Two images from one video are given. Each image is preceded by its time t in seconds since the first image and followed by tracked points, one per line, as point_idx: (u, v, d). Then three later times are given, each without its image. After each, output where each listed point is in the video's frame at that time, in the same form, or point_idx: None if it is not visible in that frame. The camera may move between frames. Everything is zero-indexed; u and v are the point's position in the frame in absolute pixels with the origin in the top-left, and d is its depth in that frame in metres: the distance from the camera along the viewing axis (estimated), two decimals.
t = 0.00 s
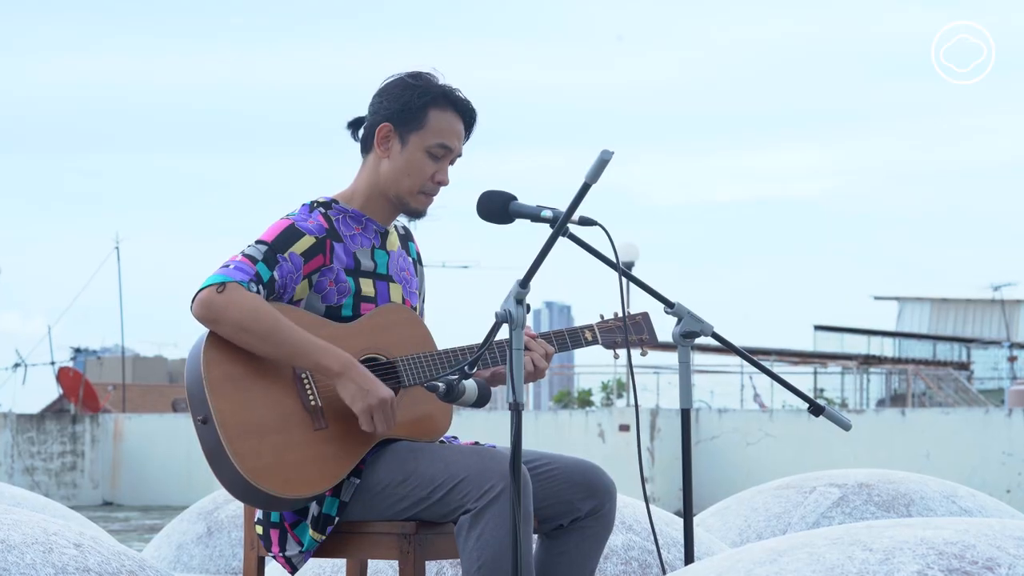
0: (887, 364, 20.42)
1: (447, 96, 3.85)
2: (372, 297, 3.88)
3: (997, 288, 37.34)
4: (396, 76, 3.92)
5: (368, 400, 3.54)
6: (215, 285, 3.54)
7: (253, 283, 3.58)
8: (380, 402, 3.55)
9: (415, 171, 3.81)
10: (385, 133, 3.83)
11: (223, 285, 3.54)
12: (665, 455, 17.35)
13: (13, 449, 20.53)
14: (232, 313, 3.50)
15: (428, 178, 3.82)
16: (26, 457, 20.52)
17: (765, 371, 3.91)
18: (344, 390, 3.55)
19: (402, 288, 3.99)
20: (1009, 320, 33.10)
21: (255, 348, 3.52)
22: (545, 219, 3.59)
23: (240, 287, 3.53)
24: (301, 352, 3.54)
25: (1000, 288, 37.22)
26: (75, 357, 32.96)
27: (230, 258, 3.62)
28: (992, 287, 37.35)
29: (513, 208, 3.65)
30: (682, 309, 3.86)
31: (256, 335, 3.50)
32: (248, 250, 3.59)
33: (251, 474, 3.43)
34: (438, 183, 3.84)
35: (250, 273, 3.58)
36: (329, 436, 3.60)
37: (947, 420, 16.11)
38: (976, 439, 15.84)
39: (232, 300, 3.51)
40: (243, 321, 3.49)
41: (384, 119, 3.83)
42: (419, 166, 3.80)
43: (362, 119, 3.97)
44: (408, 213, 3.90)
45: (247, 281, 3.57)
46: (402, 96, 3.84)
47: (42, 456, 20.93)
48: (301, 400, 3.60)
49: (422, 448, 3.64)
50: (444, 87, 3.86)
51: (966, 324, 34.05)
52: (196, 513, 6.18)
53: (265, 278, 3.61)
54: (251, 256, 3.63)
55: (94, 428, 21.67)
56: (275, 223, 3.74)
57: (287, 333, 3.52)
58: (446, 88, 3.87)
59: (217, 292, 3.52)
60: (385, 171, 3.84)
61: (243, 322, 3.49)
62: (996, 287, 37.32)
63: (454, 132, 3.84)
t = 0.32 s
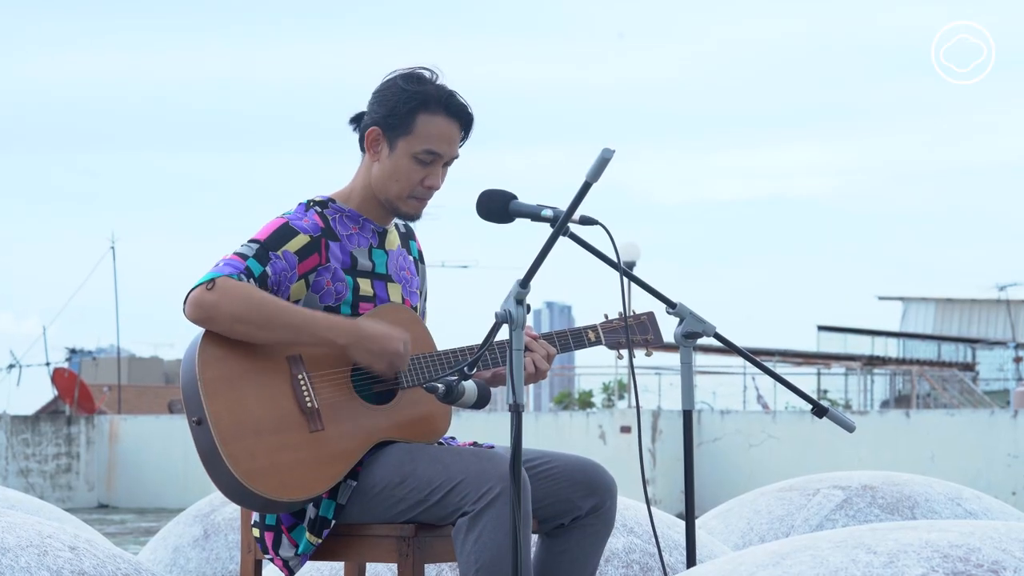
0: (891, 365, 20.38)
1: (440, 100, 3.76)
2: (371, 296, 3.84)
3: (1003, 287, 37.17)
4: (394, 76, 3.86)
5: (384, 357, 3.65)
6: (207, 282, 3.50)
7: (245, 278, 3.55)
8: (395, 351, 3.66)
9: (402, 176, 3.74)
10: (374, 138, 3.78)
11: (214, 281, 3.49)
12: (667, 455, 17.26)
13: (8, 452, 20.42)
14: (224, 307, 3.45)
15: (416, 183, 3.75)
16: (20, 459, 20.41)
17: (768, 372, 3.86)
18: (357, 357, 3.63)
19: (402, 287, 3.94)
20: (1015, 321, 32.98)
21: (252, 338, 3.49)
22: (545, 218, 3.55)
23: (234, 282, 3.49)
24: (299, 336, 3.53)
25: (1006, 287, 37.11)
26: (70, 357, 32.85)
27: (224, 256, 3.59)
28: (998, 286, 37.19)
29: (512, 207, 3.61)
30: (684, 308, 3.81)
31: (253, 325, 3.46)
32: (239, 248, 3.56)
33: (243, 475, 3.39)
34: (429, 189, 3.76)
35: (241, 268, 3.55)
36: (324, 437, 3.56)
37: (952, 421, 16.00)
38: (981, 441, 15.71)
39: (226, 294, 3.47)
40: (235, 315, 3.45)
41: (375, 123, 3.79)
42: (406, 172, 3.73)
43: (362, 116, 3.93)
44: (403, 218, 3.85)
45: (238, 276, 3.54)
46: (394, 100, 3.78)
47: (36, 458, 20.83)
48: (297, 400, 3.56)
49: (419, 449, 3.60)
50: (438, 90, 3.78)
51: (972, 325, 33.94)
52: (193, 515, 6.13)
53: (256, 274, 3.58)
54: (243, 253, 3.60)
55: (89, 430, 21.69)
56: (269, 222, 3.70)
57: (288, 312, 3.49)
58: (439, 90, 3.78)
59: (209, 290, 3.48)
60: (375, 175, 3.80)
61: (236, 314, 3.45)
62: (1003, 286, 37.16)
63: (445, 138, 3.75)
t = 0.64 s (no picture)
0: (896, 366, 20.30)
1: (438, 97, 3.72)
2: (372, 297, 3.79)
3: (1008, 287, 37.04)
4: (394, 75, 3.82)
5: (385, 363, 3.58)
6: (208, 283, 3.46)
7: (246, 280, 3.50)
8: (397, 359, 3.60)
9: (402, 176, 3.70)
10: (373, 137, 3.75)
11: (216, 282, 3.45)
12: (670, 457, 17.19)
13: (3, 453, 20.79)
14: (224, 308, 3.41)
15: (416, 183, 3.71)
16: (14, 460, 20.79)
17: (772, 373, 3.81)
18: (357, 362, 3.55)
19: (403, 287, 3.90)
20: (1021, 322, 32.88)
21: (251, 339, 3.44)
22: (545, 217, 3.51)
23: (234, 283, 3.45)
24: (300, 337, 3.48)
25: (1010, 287, 37.02)
26: (66, 358, 32.77)
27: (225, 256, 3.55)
28: (1003, 287, 37.06)
29: (513, 206, 3.57)
30: (686, 309, 3.77)
31: (250, 326, 3.42)
32: (240, 248, 3.52)
33: (241, 477, 3.35)
34: (429, 187, 3.72)
35: (242, 270, 3.51)
36: (324, 438, 3.52)
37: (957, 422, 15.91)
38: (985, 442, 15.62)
39: (226, 294, 3.42)
40: (236, 316, 3.41)
41: (376, 122, 3.75)
42: (406, 171, 3.69)
43: (361, 116, 3.89)
44: (404, 217, 3.80)
45: (240, 278, 3.49)
46: (393, 98, 3.74)
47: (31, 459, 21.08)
48: (296, 402, 3.52)
49: (419, 450, 3.56)
50: (436, 88, 3.74)
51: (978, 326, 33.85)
52: (189, 518, 6.09)
53: (258, 275, 3.54)
54: (244, 254, 3.55)
55: (85, 431, 21.66)
56: (270, 221, 3.66)
57: (290, 318, 3.45)
58: (439, 88, 3.74)
59: (210, 290, 3.43)
60: (376, 174, 3.76)
61: (236, 315, 3.41)
62: (1007, 287, 37.04)
63: (445, 135, 3.71)
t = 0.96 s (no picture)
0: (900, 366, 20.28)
1: (449, 89, 3.72)
2: (373, 296, 3.75)
3: (1013, 287, 37.12)
4: (398, 70, 3.80)
5: (371, 393, 3.42)
6: (209, 281, 3.41)
7: (248, 279, 3.45)
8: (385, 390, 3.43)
9: (414, 170, 3.68)
10: (383, 131, 3.71)
11: (217, 281, 3.41)
12: (671, 460, 17.15)
13: None
14: (224, 308, 3.37)
15: (428, 177, 3.69)
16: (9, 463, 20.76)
17: (774, 374, 3.77)
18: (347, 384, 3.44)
19: (403, 287, 3.86)
20: None
21: (250, 344, 3.40)
22: (546, 216, 3.47)
23: (234, 283, 3.40)
24: (298, 347, 3.42)
25: (1017, 287, 37.06)
26: (60, 358, 32.67)
27: (227, 254, 3.49)
28: (1009, 287, 37.07)
29: (513, 205, 3.53)
30: (687, 309, 3.73)
31: (250, 329, 3.38)
32: (242, 246, 3.47)
33: (240, 478, 3.30)
34: (440, 181, 3.70)
35: (245, 269, 3.46)
36: (323, 440, 3.48)
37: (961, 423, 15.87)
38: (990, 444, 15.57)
39: (226, 295, 3.38)
40: (237, 318, 3.37)
41: (384, 115, 3.72)
42: (418, 164, 3.67)
43: (362, 114, 3.86)
44: (410, 212, 3.76)
45: (242, 278, 3.44)
46: (404, 91, 3.72)
47: (26, 462, 20.98)
48: (295, 402, 3.48)
49: (419, 452, 3.52)
50: (445, 81, 3.74)
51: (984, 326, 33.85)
52: (185, 520, 6.05)
53: (260, 275, 3.49)
54: (246, 252, 3.50)
55: (80, 433, 21.55)
56: (272, 219, 3.61)
57: (289, 328, 3.41)
58: (448, 82, 3.75)
59: (212, 289, 3.39)
60: (384, 169, 3.72)
61: (237, 317, 3.36)
62: (1012, 287, 37.12)
63: (456, 128, 3.71)
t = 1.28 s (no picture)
0: (904, 367, 20.22)
1: (449, 84, 3.70)
2: (372, 296, 3.71)
3: (1018, 287, 37.12)
4: (396, 65, 3.77)
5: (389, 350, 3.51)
6: (205, 276, 3.37)
7: (244, 273, 3.41)
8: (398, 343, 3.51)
9: (421, 164, 3.64)
10: (387, 127, 3.67)
11: (213, 275, 3.36)
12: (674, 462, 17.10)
13: None
14: (222, 302, 3.33)
15: (434, 171, 3.66)
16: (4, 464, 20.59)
17: (777, 375, 3.72)
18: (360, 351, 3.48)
19: (403, 287, 3.82)
20: None
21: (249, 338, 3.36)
22: (546, 216, 3.43)
23: (231, 277, 3.36)
24: (300, 333, 3.40)
25: (1021, 287, 37.07)
26: (58, 359, 32.67)
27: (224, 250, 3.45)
28: (1014, 287, 37.04)
29: (513, 204, 3.48)
30: (689, 309, 3.70)
31: (247, 321, 3.34)
32: (239, 242, 3.43)
33: (237, 476, 3.26)
34: (445, 176, 3.67)
35: (240, 263, 3.42)
36: (322, 438, 3.43)
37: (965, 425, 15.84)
38: (995, 445, 15.56)
39: (224, 289, 3.33)
40: (234, 309, 3.32)
41: (387, 112, 3.68)
42: (425, 158, 3.64)
43: (359, 113, 3.81)
44: (413, 210, 3.73)
45: (238, 272, 3.40)
46: (405, 86, 3.69)
47: (21, 464, 20.84)
48: (294, 401, 3.44)
49: (418, 452, 3.48)
50: (446, 75, 3.71)
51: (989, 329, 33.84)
52: (182, 522, 6.01)
53: (255, 269, 3.45)
54: (242, 248, 3.46)
55: (75, 435, 21.44)
56: (270, 215, 3.58)
57: (291, 310, 3.37)
58: (448, 75, 3.73)
59: (207, 284, 3.35)
60: (388, 165, 3.68)
61: (233, 309, 3.32)
62: (1017, 287, 37.13)
63: (458, 122, 3.69)
